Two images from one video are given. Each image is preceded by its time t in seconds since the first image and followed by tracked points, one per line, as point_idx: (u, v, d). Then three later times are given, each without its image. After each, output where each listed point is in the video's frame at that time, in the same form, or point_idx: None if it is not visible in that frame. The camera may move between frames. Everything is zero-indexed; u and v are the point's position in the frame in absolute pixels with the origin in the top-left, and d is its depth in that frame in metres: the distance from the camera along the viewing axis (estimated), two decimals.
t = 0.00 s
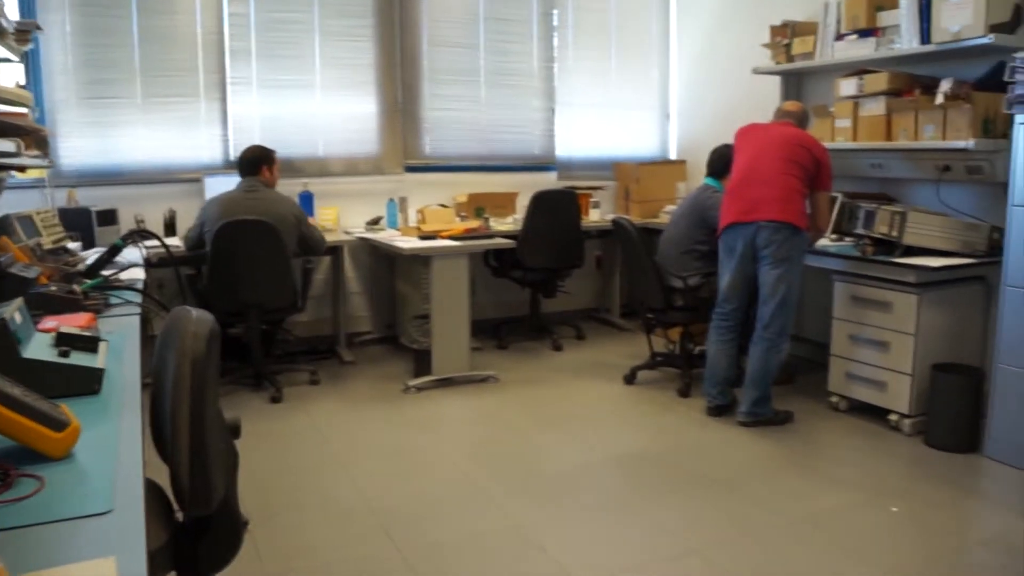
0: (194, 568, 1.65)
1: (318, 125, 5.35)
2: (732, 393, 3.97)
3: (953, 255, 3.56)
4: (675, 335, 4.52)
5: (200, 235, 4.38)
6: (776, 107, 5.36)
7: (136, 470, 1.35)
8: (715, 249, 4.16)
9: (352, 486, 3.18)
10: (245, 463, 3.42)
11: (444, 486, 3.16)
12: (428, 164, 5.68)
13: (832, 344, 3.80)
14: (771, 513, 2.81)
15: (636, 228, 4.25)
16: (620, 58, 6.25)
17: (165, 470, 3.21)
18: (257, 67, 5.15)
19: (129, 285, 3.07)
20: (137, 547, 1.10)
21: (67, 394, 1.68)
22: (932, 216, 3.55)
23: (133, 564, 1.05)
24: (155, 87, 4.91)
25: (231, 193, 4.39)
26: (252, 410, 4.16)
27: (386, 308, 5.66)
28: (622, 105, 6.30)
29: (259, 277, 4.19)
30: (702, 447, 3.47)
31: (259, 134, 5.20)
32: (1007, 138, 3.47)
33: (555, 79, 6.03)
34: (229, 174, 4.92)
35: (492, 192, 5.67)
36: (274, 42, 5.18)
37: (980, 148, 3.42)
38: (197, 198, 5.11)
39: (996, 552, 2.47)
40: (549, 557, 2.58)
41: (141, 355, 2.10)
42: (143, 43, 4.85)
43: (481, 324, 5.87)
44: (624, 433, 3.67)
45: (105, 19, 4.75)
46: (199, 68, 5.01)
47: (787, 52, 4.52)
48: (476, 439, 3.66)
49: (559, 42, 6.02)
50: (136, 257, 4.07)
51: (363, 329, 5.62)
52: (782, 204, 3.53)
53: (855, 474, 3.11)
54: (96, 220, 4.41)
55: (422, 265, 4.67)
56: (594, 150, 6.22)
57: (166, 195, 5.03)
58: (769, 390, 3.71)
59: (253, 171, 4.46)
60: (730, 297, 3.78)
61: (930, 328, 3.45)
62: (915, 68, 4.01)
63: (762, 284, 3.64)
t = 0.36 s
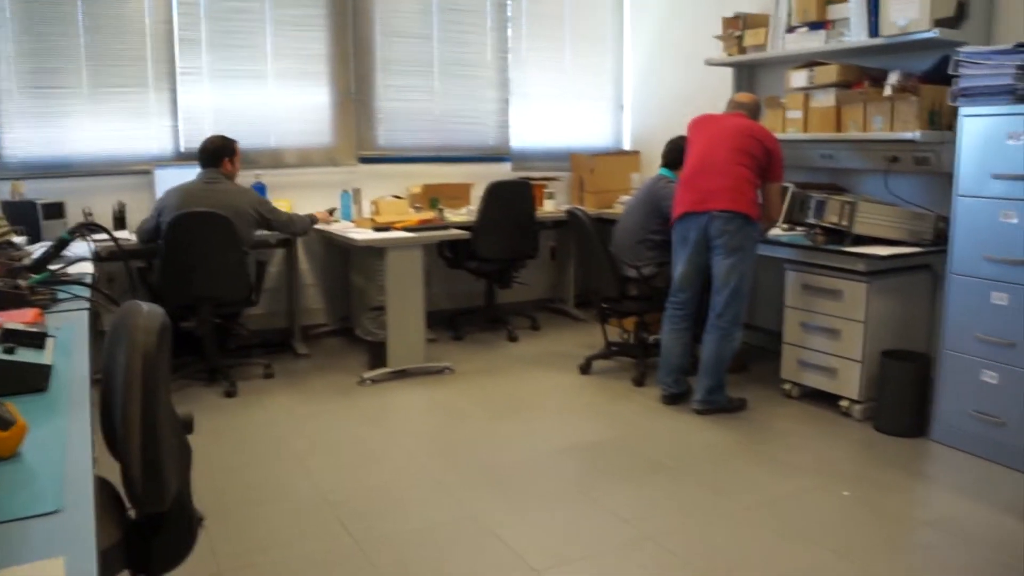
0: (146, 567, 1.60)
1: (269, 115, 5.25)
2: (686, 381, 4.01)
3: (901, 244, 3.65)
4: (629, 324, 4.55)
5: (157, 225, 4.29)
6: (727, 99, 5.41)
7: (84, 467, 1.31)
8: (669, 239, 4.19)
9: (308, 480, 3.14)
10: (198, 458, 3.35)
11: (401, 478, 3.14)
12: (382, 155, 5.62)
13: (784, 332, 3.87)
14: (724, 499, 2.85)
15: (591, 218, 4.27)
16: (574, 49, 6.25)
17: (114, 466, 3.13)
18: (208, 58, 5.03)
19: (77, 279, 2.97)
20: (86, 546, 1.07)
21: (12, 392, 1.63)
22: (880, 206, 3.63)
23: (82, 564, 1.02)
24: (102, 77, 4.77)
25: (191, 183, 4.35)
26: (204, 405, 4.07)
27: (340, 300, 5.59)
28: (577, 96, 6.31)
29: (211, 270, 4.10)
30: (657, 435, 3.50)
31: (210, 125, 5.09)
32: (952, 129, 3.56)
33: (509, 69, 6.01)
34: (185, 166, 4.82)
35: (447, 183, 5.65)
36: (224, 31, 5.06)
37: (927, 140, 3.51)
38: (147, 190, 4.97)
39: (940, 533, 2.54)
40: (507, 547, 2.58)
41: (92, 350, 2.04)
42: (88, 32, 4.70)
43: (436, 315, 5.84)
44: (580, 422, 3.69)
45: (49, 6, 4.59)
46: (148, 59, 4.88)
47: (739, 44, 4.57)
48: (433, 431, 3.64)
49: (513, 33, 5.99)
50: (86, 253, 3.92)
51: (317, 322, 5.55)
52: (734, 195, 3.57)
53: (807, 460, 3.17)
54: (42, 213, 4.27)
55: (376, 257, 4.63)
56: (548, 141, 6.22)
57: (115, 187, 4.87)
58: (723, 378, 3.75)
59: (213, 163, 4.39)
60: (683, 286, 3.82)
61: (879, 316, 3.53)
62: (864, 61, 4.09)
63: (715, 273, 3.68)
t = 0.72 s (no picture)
0: (93, 567, 1.57)
1: (216, 106, 5.12)
2: (638, 370, 4.04)
3: (847, 232, 3.72)
4: (582, 314, 4.57)
5: (103, 218, 4.17)
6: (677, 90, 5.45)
7: (29, 467, 1.26)
8: (620, 228, 4.21)
9: (261, 475, 3.08)
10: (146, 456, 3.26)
11: (356, 472, 3.10)
12: (332, 146, 5.53)
13: (735, 320, 3.92)
14: (678, 486, 2.88)
15: (542, 208, 4.27)
16: (525, 40, 6.23)
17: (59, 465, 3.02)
18: (153, 47, 4.89)
19: (18, 275, 2.83)
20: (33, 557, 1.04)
21: None
22: (827, 195, 3.70)
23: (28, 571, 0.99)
24: (42, 66, 4.59)
25: (138, 175, 4.24)
26: (152, 401, 3.97)
27: (292, 293, 5.50)
28: (527, 87, 6.29)
29: (158, 264, 3.99)
30: (611, 424, 3.52)
31: (155, 116, 4.94)
32: (896, 119, 3.65)
33: (460, 59, 5.96)
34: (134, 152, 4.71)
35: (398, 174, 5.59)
36: (166, 19, 4.91)
37: (872, 129, 3.59)
38: (93, 183, 4.78)
39: (886, 514, 2.61)
40: (464, 539, 2.56)
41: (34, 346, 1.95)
42: (26, 18, 4.52)
43: (388, 307, 5.79)
44: (535, 412, 3.69)
45: None
46: (90, 47, 4.72)
47: (688, 35, 4.60)
48: (387, 423, 3.61)
49: (464, 23, 5.94)
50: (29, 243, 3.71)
51: (268, 315, 5.45)
52: (683, 184, 3.60)
53: (759, 445, 3.22)
54: None
55: (327, 249, 4.56)
56: (500, 131, 6.20)
57: (58, 181, 4.69)
58: (674, 366, 3.79)
59: (160, 150, 4.26)
60: (635, 276, 3.84)
61: (827, 303, 3.60)
62: (811, 52, 4.15)
63: (666, 263, 3.71)
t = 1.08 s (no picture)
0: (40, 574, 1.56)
1: (162, 103, 4.99)
2: (591, 366, 4.05)
3: (795, 227, 3.79)
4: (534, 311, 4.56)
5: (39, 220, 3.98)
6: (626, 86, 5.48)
7: None
8: (571, 225, 4.22)
9: (211, 478, 3.00)
10: (91, 461, 3.15)
11: (308, 472, 3.04)
12: (281, 144, 5.43)
13: (686, 315, 3.95)
14: (632, 480, 2.89)
15: (493, 205, 4.25)
16: (475, 37, 6.19)
17: None
18: (95, 42, 4.74)
19: None
20: None
21: None
22: (775, 190, 3.76)
23: None
24: None
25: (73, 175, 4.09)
26: (98, 404, 3.84)
27: (241, 292, 5.38)
28: (477, 84, 6.26)
29: (103, 264, 3.87)
30: (566, 420, 3.52)
31: (99, 114, 4.80)
32: (841, 116, 3.72)
33: (410, 56, 5.89)
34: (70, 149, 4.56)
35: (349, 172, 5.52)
36: (109, 14, 4.76)
37: (818, 126, 3.66)
38: (32, 181, 4.63)
39: (835, 503, 2.65)
40: (419, 538, 2.53)
41: None
42: None
43: (340, 306, 5.70)
44: (490, 409, 3.67)
45: None
46: (30, 41, 4.54)
47: (638, 32, 4.62)
48: (340, 423, 3.55)
49: (414, 20, 5.88)
50: None
51: (217, 316, 5.32)
52: (632, 181, 3.61)
53: (711, 439, 3.25)
54: None
55: (276, 248, 4.47)
56: (450, 129, 6.15)
57: None
58: (626, 361, 3.81)
59: (89, 150, 4.15)
60: (586, 272, 3.84)
61: (775, 297, 3.65)
62: (758, 49, 4.20)
63: (617, 259, 3.72)
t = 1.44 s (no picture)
0: None
1: (107, 105, 4.85)
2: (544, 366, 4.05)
3: (745, 226, 3.84)
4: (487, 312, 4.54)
5: None
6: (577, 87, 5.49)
7: None
8: (522, 226, 4.21)
9: (159, 485, 2.92)
10: (35, 470, 3.04)
11: (260, 477, 2.97)
12: (230, 146, 5.31)
13: (638, 314, 3.97)
14: (588, 479, 2.89)
15: (444, 206, 4.22)
16: (425, 38, 6.14)
17: None
18: (36, 41, 4.58)
19: None
20: None
21: None
22: (724, 190, 3.81)
23: None
24: None
25: (10, 176, 3.94)
26: (42, 413, 3.70)
27: (192, 296, 5.25)
28: (428, 84, 6.21)
29: (51, 268, 3.73)
30: (521, 420, 3.51)
31: (41, 116, 4.64)
32: (788, 116, 3.78)
33: (360, 58, 5.82)
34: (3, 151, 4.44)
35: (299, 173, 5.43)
36: (50, 13, 4.61)
37: (766, 126, 3.71)
38: None
39: (787, 498, 2.69)
40: (372, 541, 2.49)
41: None
42: None
43: (291, 309, 5.60)
44: (445, 411, 3.64)
45: None
46: None
47: (588, 34, 4.63)
48: (293, 427, 3.48)
49: (364, 21, 5.81)
50: None
51: (166, 320, 5.19)
52: (582, 181, 3.62)
53: (666, 436, 3.27)
54: None
55: (226, 250, 4.38)
56: (401, 130, 6.09)
57: None
58: (579, 361, 3.81)
59: (23, 153, 4.05)
60: (537, 273, 3.84)
61: (725, 295, 3.70)
62: (707, 50, 4.25)
63: (568, 259, 3.73)
